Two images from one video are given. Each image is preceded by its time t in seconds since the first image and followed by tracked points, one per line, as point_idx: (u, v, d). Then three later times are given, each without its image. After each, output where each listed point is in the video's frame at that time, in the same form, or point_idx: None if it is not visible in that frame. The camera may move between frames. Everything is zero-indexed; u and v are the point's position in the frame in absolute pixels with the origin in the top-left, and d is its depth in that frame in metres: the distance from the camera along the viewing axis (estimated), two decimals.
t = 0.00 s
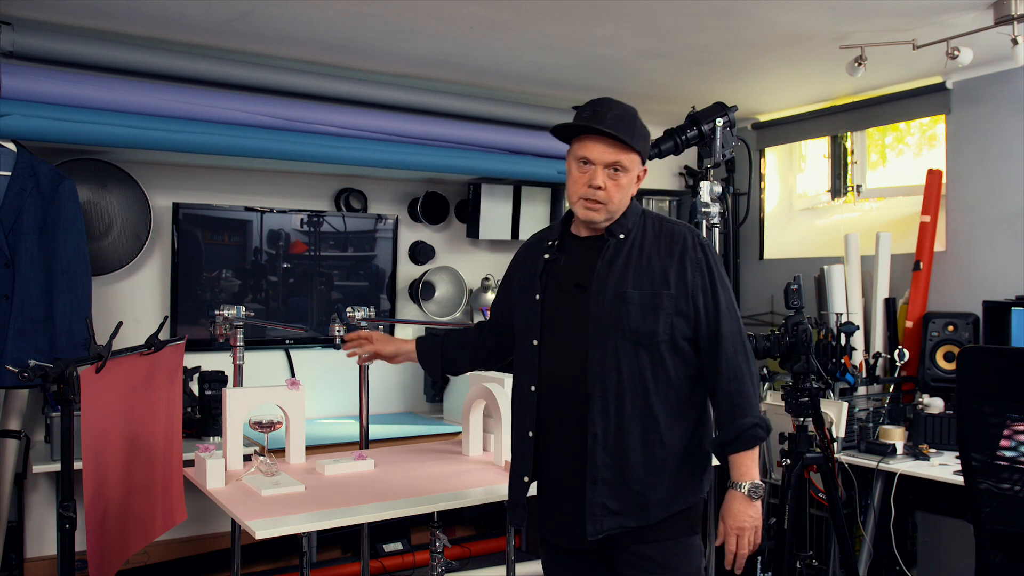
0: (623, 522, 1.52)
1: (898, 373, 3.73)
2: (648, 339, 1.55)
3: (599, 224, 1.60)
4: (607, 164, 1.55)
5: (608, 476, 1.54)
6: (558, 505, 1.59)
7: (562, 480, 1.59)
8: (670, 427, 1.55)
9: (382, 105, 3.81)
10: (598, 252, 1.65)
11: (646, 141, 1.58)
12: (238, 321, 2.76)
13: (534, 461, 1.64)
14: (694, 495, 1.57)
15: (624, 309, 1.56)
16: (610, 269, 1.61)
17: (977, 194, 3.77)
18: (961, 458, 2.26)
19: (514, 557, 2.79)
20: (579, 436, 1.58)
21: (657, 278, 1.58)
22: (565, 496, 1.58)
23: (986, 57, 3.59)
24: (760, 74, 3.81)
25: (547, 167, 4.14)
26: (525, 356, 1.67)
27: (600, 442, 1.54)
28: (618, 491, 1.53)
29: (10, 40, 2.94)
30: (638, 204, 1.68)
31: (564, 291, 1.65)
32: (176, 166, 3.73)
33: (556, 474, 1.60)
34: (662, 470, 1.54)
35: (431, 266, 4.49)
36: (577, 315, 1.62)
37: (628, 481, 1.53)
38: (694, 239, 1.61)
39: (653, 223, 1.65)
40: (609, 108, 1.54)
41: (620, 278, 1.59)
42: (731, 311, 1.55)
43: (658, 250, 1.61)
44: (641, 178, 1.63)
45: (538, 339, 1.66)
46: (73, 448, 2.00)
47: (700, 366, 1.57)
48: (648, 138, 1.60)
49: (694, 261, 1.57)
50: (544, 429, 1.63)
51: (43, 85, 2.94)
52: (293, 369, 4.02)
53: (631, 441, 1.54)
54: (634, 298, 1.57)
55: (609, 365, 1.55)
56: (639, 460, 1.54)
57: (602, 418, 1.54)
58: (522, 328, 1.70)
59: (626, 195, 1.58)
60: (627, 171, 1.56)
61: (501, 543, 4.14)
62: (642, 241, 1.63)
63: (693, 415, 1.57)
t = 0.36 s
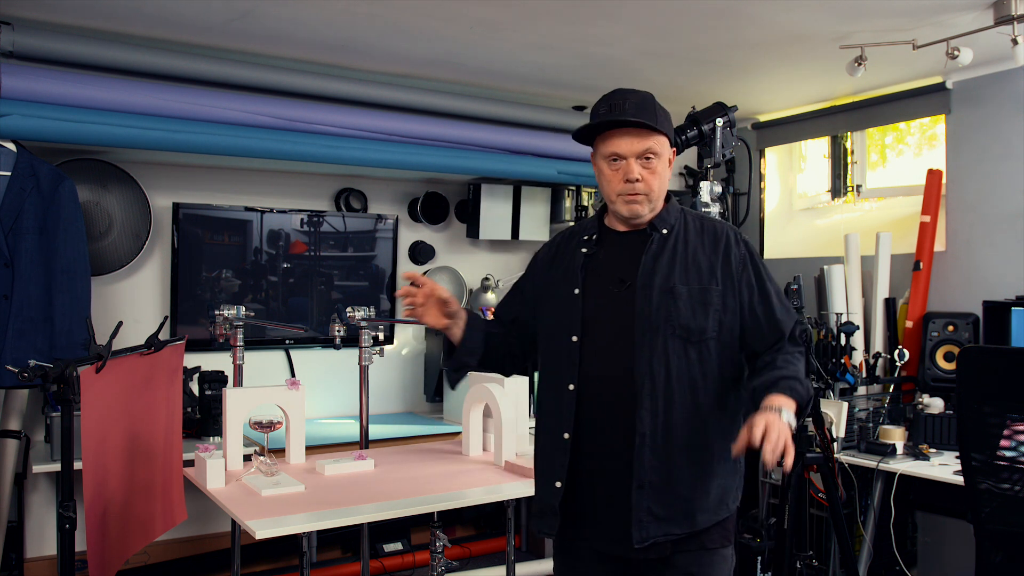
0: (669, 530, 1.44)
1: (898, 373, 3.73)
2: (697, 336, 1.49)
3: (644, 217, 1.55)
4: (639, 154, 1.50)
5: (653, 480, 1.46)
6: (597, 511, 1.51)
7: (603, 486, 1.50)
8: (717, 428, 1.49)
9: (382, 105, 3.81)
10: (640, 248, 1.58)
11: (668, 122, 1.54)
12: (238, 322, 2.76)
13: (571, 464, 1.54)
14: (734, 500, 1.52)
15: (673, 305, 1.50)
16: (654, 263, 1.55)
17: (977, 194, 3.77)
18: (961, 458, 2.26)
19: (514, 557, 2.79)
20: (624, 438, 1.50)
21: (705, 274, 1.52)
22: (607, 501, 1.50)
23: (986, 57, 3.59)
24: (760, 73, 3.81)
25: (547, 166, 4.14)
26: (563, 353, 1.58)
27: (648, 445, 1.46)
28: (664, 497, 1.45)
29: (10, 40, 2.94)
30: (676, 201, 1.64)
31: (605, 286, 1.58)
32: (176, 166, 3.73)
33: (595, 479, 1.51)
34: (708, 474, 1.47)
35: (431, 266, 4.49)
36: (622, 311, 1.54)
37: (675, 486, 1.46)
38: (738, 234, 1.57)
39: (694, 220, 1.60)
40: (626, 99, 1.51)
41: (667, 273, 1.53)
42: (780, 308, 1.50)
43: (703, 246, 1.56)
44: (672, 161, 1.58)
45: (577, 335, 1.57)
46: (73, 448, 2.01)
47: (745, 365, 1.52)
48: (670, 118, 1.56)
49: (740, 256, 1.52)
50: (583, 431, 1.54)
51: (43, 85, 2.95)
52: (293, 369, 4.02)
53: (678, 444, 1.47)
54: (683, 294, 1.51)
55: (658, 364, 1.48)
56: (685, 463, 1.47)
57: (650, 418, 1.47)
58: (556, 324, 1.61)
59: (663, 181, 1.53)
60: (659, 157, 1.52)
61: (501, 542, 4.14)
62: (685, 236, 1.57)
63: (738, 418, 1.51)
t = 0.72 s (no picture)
0: (714, 537, 1.42)
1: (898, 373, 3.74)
2: (728, 335, 1.49)
3: (666, 222, 1.53)
4: (656, 160, 1.49)
5: (695, 485, 1.44)
6: (639, 520, 1.47)
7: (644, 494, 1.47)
8: (751, 427, 1.48)
9: (382, 105, 3.81)
10: (665, 248, 1.57)
11: (681, 120, 1.51)
12: (238, 321, 2.76)
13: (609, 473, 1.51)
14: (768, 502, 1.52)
15: (704, 304, 1.50)
16: (683, 262, 1.54)
17: (977, 194, 3.77)
18: (961, 458, 2.26)
19: (514, 556, 2.79)
20: (661, 443, 1.47)
21: (733, 271, 1.53)
22: (648, 509, 1.46)
23: (987, 57, 3.58)
24: (760, 74, 3.81)
25: (547, 166, 4.13)
26: (592, 357, 1.56)
27: (688, 449, 1.45)
28: (707, 503, 1.43)
29: (10, 40, 2.94)
30: (697, 199, 1.64)
31: (633, 287, 1.56)
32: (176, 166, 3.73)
33: (635, 486, 1.48)
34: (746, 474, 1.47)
35: (431, 266, 4.49)
36: (652, 311, 1.53)
37: (716, 490, 1.44)
38: (761, 230, 1.58)
39: (717, 218, 1.60)
40: (638, 103, 1.48)
41: (695, 271, 1.53)
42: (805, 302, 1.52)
43: (728, 245, 1.56)
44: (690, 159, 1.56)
45: (607, 338, 1.55)
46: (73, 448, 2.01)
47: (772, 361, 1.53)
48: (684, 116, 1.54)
49: (766, 254, 1.53)
50: (618, 438, 1.51)
51: (43, 85, 2.95)
52: (293, 369, 4.02)
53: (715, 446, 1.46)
54: (714, 292, 1.50)
55: (692, 365, 1.47)
56: (723, 466, 1.46)
57: (687, 420, 1.45)
58: (582, 327, 1.59)
59: (683, 182, 1.51)
60: (676, 159, 1.50)
61: (501, 543, 4.14)
62: (710, 234, 1.57)
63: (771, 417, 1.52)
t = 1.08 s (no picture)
0: (726, 545, 1.43)
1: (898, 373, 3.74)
2: (750, 342, 1.49)
3: (688, 219, 1.53)
4: (680, 156, 1.48)
5: (709, 492, 1.44)
6: (650, 524, 1.47)
7: (658, 497, 1.47)
8: (768, 435, 1.49)
9: (383, 105, 3.81)
10: (688, 248, 1.57)
11: (709, 117, 1.51)
12: (238, 321, 2.76)
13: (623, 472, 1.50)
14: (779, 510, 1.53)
15: (727, 308, 1.49)
16: (706, 265, 1.53)
17: (977, 194, 3.77)
18: (962, 458, 2.26)
19: (514, 556, 2.79)
20: (677, 447, 1.47)
21: (757, 277, 1.53)
22: (661, 513, 1.46)
23: (986, 57, 3.59)
24: (760, 74, 3.82)
25: (547, 167, 4.14)
26: (610, 356, 1.55)
27: (704, 455, 1.45)
28: (721, 511, 1.44)
29: (10, 40, 2.94)
30: (722, 201, 1.63)
31: (654, 288, 1.55)
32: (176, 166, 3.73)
33: (648, 489, 1.48)
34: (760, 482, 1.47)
35: (431, 266, 4.49)
36: (672, 312, 1.52)
37: (731, 498, 1.45)
38: (786, 235, 1.58)
39: (741, 220, 1.60)
40: (663, 97, 1.49)
41: (718, 275, 1.53)
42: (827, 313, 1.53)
43: (753, 248, 1.57)
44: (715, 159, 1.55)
45: (625, 337, 1.54)
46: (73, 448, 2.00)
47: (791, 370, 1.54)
48: (712, 114, 1.54)
49: (792, 260, 1.53)
50: (633, 439, 1.50)
51: (43, 85, 2.95)
52: (293, 369, 4.02)
53: (731, 452, 1.46)
54: (737, 297, 1.50)
55: (712, 368, 1.47)
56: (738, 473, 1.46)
57: (705, 426, 1.45)
58: (602, 324, 1.58)
59: (707, 180, 1.50)
60: (700, 156, 1.49)
61: (501, 543, 4.14)
62: (735, 237, 1.57)
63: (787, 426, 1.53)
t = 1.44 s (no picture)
0: (716, 546, 1.43)
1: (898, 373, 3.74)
2: (756, 343, 1.49)
3: (698, 214, 1.52)
4: (693, 149, 1.48)
5: (703, 491, 1.44)
6: (643, 520, 1.46)
7: (652, 493, 1.47)
8: (769, 439, 1.48)
9: (382, 105, 3.81)
10: (699, 246, 1.57)
11: (725, 115, 1.51)
12: (238, 321, 2.76)
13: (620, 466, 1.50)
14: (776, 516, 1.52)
15: (733, 307, 1.50)
16: (715, 263, 1.53)
17: (977, 195, 3.77)
18: (962, 458, 2.26)
19: (514, 556, 2.79)
20: (676, 444, 1.47)
21: (767, 279, 1.53)
22: (654, 508, 1.46)
23: (986, 57, 3.59)
24: (760, 74, 3.82)
25: (547, 167, 4.14)
26: (615, 349, 1.55)
27: (701, 453, 1.45)
28: (713, 511, 1.43)
29: (10, 40, 2.94)
30: (739, 203, 1.64)
31: (660, 283, 1.56)
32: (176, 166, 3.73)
33: (645, 485, 1.48)
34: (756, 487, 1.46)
35: (431, 266, 4.49)
36: (679, 308, 1.52)
37: (725, 500, 1.44)
38: (800, 239, 1.58)
39: (755, 222, 1.60)
40: (681, 90, 1.49)
41: (727, 273, 1.53)
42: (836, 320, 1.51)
43: (765, 250, 1.56)
44: (729, 158, 1.55)
45: (630, 331, 1.54)
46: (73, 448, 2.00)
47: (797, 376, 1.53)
48: (728, 113, 1.54)
49: (804, 264, 1.53)
50: (633, 433, 1.50)
51: (43, 85, 2.95)
52: (293, 369, 4.02)
53: (729, 452, 1.46)
54: (744, 297, 1.50)
55: (716, 366, 1.47)
56: (735, 475, 1.46)
57: (704, 424, 1.45)
58: (609, 317, 1.59)
59: (719, 175, 1.50)
60: (714, 151, 1.49)
61: (501, 542, 4.14)
62: (747, 239, 1.57)
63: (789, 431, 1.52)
